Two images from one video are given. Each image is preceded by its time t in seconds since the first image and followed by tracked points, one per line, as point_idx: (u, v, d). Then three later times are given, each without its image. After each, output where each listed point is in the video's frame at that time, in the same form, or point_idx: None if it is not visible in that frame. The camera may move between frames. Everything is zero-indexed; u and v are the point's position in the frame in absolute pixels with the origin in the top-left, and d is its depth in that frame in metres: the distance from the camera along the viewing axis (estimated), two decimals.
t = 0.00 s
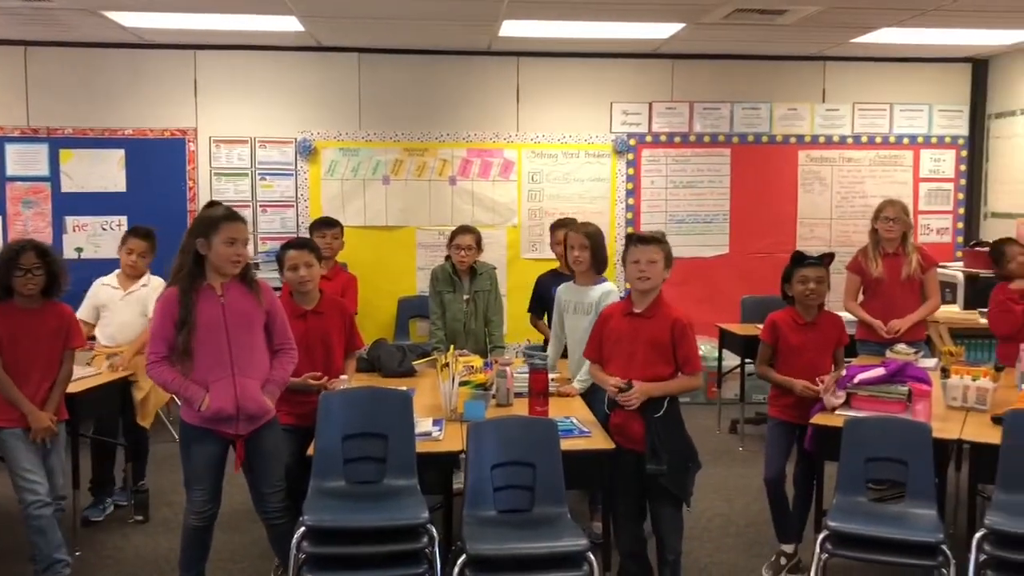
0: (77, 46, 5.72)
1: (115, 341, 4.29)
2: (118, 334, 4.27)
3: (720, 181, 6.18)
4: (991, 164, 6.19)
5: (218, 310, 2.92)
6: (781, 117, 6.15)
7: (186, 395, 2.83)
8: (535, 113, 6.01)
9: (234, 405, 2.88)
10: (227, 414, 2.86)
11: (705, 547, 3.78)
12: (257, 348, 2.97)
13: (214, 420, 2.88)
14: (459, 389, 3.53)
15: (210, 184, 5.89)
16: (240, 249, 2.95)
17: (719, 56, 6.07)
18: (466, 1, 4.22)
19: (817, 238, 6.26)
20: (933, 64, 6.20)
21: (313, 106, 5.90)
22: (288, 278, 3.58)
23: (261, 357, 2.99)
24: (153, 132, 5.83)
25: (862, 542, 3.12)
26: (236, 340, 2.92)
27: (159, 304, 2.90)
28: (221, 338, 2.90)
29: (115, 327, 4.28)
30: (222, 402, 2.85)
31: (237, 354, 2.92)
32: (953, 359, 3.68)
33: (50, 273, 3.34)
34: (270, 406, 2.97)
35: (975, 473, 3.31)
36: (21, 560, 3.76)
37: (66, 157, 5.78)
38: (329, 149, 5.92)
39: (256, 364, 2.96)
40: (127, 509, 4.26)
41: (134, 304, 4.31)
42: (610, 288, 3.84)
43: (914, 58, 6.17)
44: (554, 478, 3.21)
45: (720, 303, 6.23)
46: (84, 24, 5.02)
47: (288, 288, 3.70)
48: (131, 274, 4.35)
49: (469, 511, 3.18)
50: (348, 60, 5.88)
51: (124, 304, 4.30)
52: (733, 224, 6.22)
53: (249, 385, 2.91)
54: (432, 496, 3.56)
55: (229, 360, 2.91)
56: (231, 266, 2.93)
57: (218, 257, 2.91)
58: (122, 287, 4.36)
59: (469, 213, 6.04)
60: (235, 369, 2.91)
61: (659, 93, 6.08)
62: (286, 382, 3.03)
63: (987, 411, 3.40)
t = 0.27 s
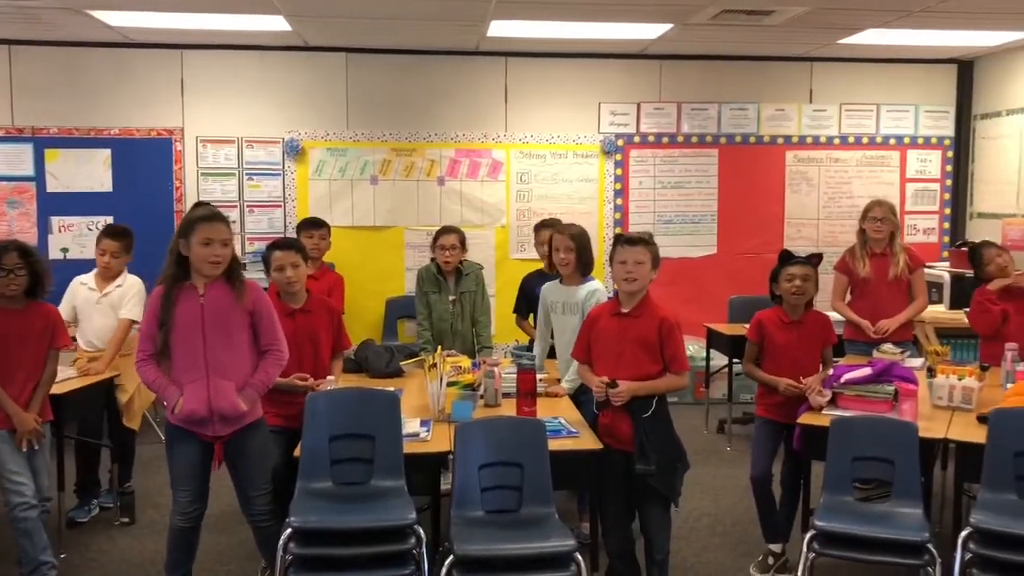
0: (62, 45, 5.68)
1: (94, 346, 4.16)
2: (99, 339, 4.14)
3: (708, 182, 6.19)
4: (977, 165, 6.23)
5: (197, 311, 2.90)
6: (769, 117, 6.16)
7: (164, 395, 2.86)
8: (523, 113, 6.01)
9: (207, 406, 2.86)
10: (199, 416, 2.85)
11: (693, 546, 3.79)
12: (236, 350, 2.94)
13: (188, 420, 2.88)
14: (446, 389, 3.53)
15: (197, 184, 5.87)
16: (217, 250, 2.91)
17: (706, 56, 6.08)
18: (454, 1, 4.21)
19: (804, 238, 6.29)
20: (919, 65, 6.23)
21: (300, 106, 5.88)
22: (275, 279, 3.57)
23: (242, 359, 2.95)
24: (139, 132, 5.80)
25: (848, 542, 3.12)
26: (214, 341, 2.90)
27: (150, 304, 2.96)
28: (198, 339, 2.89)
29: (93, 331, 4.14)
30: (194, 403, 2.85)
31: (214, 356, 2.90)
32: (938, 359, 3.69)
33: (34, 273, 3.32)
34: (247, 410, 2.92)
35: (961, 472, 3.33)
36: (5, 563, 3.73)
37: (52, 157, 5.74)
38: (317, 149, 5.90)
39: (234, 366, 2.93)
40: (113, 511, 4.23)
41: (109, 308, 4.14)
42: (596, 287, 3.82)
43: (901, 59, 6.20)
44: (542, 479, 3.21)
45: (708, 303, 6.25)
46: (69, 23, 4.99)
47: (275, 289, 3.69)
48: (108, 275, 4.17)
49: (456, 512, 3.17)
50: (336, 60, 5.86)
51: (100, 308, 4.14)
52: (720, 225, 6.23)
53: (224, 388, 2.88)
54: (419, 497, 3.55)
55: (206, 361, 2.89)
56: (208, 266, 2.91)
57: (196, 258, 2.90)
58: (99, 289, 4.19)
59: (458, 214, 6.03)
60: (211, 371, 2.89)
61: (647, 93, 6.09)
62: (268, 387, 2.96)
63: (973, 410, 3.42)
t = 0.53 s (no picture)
0: (48, 44, 5.65)
1: (72, 351, 4.10)
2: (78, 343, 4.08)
3: (696, 182, 6.20)
4: (963, 165, 6.26)
5: (182, 313, 2.89)
6: (756, 118, 6.18)
7: (148, 396, 2.85)
8: (511, 113, 6.01)
9: (189, 408, 2.85)
10: (181, 417, 2.84)
11: (681, 546, 3.79)
12: (222, 351, 2.92)
13: (171, 421, 2.87)
14: (434, 390, 3.53)
15: (184, 184, 5.84)
16: (202, 251, 2.90)
17: (694, 57, 6.10)
18: (441, 1, 4.21)
19: (791, 239, 6.31)
20: (906, 67, 6.26)
21: (288, 106, 5.86)
22: (261, 280, 3.57)
23: (226, 361, 2.93)
24: (126, 132, 5.77)
25: (835, 541, 3.14)
26: (198, 342, 2.89)
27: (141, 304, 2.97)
28: (182, 340, 2.88)
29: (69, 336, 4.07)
30: (175, 404, 2.83)
31: (198, 358, 2.89)
32: (925, 359, 3.71)
33: (20, 274, 3.30)
34: (229, 413, 2.89)
35: (947, 471, 3.34)
36: None
37: (38, 157, 5.71)
38: (305, 149, 5.89)
39: (219, 368, 2.91)
40: (100, 513, 4.21)
41: (86, 311, 4.08)
42: (585, 289, 3.84)
43: (888, 60, 6.23)
44: (530, 480, 3.21)
45: (696, 303, 6.26)
46: (54, 22, 4.96)
47: (261, 290, 3.68)
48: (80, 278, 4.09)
49: (444, 513, 3.17)
50: (324, 60, 5.85)
51: (76, 312, 4.07)
52: (708, 225, 6.25)
53: (207, 389, 2.87)
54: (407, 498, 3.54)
55: (190, 363, 2.88)
56: (193, 267, 2.90)
57: (181, 259, 2.90)
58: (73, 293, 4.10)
59: (446, 214, 6.02)
60: (195, 373, 2.88)
61: (635, 94, 6.10)
62: (252, 391, 2.93)
63: (958, 410, 3.44)
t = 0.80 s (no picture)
0: (32, 44, 5.61)
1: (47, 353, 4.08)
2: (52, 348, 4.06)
3: (682, 184, 6.22)
4: (947, 167, 6.30)
5: (166, 313, 2.88)
6: (742, 120, 6.20)
7: (131, 398, 2.84)
8: (498, 114, 6.01)
9: (172, 409, 2.83)
10: (164, 417, 2.83)
11: (666, 546, 3.80)
12: (206, 352, 2.91)
13: (154, 422, 2.85)
14: (420, 392, 3.52)
15: (170, 185, 5.82)
16: (186, 251, 2.89)
17: (681, 59, 6.11)
18: (427, 2, 4.20)
19: (777, 240, 6.33)
20: (891, 68, 6.29)
21: (274, 107, 5.85)
22: (245, 282, 3.56)
23: (211, 362, 2.92)
24: (111, 132, 5.74)
25: (819, 541, 3.15)
26: (182, 343, 2.88)
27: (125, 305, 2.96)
28: (166, 341, 2.86)
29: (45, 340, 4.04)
30: (159, 405, 2.82)
31: (181, 358, 2.87)
32: (909, 359, 3.73)
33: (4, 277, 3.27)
34: (213, 414, 2.88)
35: (930, 471, 3.36)
36: None
37: (21, 157, 5.67)
38: (291, 150, 5.87)
39: (203, 369, 2.90)
40: (84, 516, 4.19)
41: (59, 315, 4.04)
42: (572, 291, 3.85)
43: (873, 62, 6.26)
44: (516, 481, 3.21)
45: (683, 304, 6.28)
46: (38, 22, 4.93)
47: (246, 292, 3.67)
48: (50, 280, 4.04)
49: (430, 514, 3.17)
50: (310, 61, 5.83)
51: (48, 316, 4.04)
52: (695, 226, 6.27)
53: (191, 390, 2.85)
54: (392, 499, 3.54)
55: (174, 364, 2.87)
56: (177, 267, 2.89)
57: (165, 259, 2.89)
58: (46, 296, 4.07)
59: (433, 215, 6.02)
60: (178, 374, 2.86)
61: (622, 96, 6.10)
62: (236, 392, 2.91)
63: (942, 410, 3.46)
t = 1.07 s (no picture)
0: (12, 43, 5.57)
1: (27, 356, 4.05)
2: (31, 350, 4.03)
3: (667, 185, 6.24)
4: (928, 169, 6.34)
5: (145, 314, 2.86)
6: (726, 121, 6.22)
7: (108, 398, 2.83)
8: (483, 115, 6.01)
9: (149, 411, 2.81)
10: (139, 420, 2.81)
11: (650, 547, 3.81)
12: (183, 354, 2.89)
13: (130, 424, 2.84)
14: (403, 393, 3.51)
15: (152, 185, 5.78)
16: (164, 250, 2.88)
17: (666, 60, 6.13)
18: (411, 3, 4.20)
19: (760, 241, 6.36)
20: (874, 71, 6.33)
21: (258, 107, 5.82)
22: (227, 282, 3.54)
23: (188, 364, 2.90)
24: (93, 132, 5.70)
25: (802, 541, 3.16)
26: (159, 345, 2.86)
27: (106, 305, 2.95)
28: (144, 341, 2.85)
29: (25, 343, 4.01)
30: (134, 407, 2.80)
31: (159, 360, 2.85)
32: (890, 359, 3.75)
33: None
34: (190, 417, 2.86)
35: (911, 471, 3.38)
36: None
37: (1, 158, 5.62)
38: (274, 150, 5.84)
39: (180, 371, 2.88)
40: (64, 519, 4.16)
41: (40, 318, 4.02)
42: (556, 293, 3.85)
43: (856, 65, 6.30)
44: (499, 482, 3.20)
45: (667, 305, 6.29)
46: (18, 21, 4.89)
47: (228, 292, 3.65)
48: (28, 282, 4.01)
49: (413, 516, 3.16)
50: (294, 61, 5.81)
51: (29, 319, 4.01)
52: (679, 228, 6.28)
53: (167, 393, 2.83)
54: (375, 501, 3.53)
55: (151, 365, 2.85)
56: (156, 267, 2.88)
57: (143, 258, 2.88)
58: (24, 299, 4.02)
59: (418, 216, 6.01)
60: (156, 376, 2.85)
61: (606, 97, 6.11)
62: (214, 395, 2.89)
63: (923, 410, 3.48)
